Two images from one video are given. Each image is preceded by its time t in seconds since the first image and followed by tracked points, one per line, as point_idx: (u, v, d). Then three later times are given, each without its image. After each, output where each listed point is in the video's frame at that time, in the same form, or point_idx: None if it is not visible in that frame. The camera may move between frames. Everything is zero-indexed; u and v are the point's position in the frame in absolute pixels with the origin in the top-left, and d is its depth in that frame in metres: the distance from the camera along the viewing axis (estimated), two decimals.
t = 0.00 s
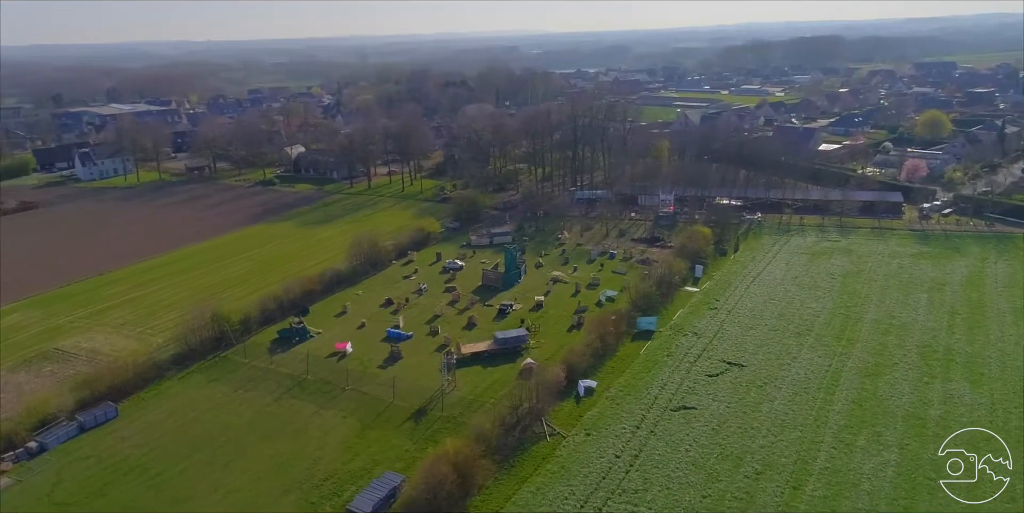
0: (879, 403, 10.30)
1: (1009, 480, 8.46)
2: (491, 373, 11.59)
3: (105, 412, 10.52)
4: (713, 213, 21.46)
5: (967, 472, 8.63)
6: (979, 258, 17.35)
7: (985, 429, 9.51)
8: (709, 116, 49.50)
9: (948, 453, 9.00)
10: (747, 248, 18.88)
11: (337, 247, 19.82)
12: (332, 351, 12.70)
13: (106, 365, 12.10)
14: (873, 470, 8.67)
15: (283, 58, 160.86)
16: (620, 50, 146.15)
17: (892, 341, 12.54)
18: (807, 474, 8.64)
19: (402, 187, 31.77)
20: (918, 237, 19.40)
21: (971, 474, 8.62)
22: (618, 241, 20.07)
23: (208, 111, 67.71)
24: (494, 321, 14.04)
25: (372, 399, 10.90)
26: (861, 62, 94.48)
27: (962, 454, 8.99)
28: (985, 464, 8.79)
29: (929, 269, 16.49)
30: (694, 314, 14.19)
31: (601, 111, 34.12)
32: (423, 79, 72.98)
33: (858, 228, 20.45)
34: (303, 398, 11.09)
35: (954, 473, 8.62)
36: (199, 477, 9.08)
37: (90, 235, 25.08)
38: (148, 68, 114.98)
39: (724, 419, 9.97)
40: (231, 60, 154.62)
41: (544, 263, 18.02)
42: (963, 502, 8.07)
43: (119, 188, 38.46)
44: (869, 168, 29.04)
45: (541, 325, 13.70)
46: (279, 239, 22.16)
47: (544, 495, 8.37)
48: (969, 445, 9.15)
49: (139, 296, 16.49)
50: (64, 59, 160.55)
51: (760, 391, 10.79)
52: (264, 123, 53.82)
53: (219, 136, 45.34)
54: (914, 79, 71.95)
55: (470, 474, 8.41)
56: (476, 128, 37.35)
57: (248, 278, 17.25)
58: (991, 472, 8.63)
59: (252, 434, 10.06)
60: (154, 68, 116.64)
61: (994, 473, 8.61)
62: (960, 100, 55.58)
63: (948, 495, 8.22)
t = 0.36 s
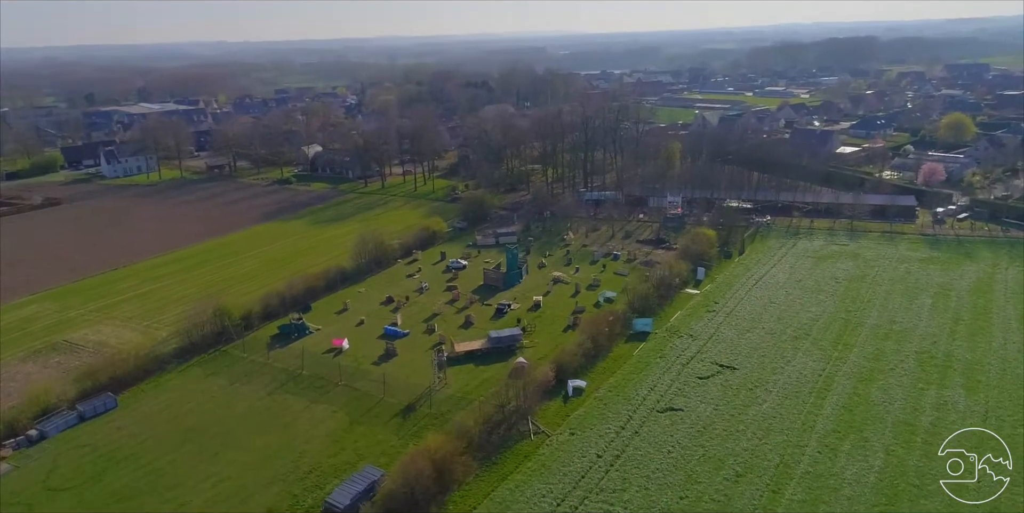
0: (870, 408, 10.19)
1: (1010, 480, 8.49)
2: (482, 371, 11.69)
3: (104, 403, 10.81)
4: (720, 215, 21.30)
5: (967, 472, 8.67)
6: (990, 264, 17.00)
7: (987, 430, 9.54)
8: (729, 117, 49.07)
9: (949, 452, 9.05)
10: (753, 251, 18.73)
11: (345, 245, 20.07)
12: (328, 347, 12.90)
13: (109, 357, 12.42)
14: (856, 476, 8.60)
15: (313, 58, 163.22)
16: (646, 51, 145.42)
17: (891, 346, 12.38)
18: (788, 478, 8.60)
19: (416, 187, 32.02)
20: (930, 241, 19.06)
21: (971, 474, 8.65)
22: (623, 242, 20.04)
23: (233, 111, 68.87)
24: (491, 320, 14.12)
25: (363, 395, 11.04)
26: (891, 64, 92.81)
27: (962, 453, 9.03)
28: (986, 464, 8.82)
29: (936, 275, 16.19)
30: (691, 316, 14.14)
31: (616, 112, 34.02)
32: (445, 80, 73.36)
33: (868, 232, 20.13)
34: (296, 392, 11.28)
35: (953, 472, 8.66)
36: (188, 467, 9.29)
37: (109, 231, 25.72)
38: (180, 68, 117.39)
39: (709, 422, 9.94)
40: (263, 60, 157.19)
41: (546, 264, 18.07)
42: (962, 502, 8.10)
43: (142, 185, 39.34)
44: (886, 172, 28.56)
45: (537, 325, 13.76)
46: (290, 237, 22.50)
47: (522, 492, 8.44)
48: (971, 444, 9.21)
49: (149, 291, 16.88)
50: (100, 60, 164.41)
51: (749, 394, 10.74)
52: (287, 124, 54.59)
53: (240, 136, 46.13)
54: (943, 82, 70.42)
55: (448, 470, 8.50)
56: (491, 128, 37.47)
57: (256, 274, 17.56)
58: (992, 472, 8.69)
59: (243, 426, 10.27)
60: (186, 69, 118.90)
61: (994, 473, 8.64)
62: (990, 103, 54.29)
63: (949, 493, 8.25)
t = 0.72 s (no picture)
0: (859, 414, 10.09)
1: (1009, 480, 8.53)
2: (473, 369, 11.79)
3: (104, 394, 11.19)
4: (727, 218, 21.14)
5: (968, 472, 8.71)
6: (1000, 270, 16.66)
7: (987, 431, 9.58)
8: (748, 119, 48.59)
9: (949, 452, 9.09)
10: (758, 254, 18.60)
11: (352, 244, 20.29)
12: (325, 344, 13.09)
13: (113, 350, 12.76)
14: (837, 481, 8.55)
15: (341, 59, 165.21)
16: (671, 52, 144.63)
17: (887, 351, 12.23)
18: (767, 481, 8.57)
19: (429, 187, 32.27)
20: (940, 246, 18.74)
21: (970, 473, 8.70)
22: (628, 243, 20.00)
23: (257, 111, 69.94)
24: (488, 320, 14.21)
25: (354, 391, 11.20)
26: (921, 66, 90.97)
27: (962, 453, 9.09)
28: (986, 464, 8.86)
29: (943, 280, 15.92)
30: (688, 318, 14.11)
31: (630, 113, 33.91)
32: (466, 81, 73.64)
33: (878, 236, 19.83)
34: (290, 387, 11.48)
35: (953, 472, 8.71)
36: (178, 458, 9.52)
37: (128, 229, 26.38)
38: (210, 69, 119.66)
39: (694, 423, 9.93)
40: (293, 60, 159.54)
41: (548, 264, 18.12)
42: (961, 502, 8.13)
43: (163, 183, 40.18)
44: (903, 176, 28.08)
45: (533, 325, 13.81)
46: (300, 235, 22.80)
47: (500, 490, 8.50)
48: (970, 445, 9.26)
49: (158, 286, 17.30)
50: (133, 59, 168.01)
51: (738, 397, 10.71)
52: (307, 124, 55.32)
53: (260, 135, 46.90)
54: (973, 85, 68.90)
55: (427, 466, 8.62)
56: (505, 128, 37.57)
57: (262, 271, 17.85)
58: (992, 472, 8.73)
59: (234, 420, 10.49)
60: (216, 69, 121.02)
61: (994, 473, 8.68)
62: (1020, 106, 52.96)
63: (950, 494, 8.29)
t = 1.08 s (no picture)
0: (846, 419, 10.02)
1: (1009, 479, 8.59)
2: (463, 366, 11.93)
3: (105, 386, 11.44)
4: (733, 221, 21.01)
5: (967, 472, 8.78)
6: (1009, 276, 16.36)
7: (986, 430, 9.65)
8: (767, 122, 48.12)
9: (948, 452, 9.14)
10: (762, 257, 18.49)
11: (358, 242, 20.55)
12: (322, 340, 13.32)
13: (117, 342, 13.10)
14: (816, 485, 8.51)
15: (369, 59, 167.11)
16: (698, 54, 143.50)
17: (882, 357, 12.10)
18: (745, 484, 8.57)
19: (441, 187, 32.52)
20: (950, 252, 18.46)
21: (970, 474, 8.75)
22: (632, 245, 19.98)
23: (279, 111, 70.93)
24: (484, 319, 14.33)
25: (346, 387, 11.39)
26: (951, 68, 89.13)
27: (962, 453, 9.14)
28: (985, 463, 8.92)
29: (947, 286, 15.68)
30: (684, 320, 14.09)
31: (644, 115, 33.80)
32: (486, 83, 73.87)
33: (886, 241, 19.58)
34: (284, 382, 11.71)
35: (953, 472, 8.77)
36: (170, 448, 9.79)
37: (145, 226, 27.00)
38: (239, 69, 121.80)
39: (678, 425, 9.94)
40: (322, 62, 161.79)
41: (550, 265, 18.20)
42: (963, 502, 8.18)
43: (183, 182, 41.01)
44: (919, 180, 27.64)
45: (527, 325, 13.90)
46: (309, 233, 23.13)
47: (478, 487, 8.60)
48: (972, 445, 9.31)
49: (168, 281, 17.72)
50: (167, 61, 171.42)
51: (725, 400, 10.68)
52: (327, 125, 56.00)
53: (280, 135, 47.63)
54: (1003, 88, 67.38)
55: (407, 461, 8.76)
56: (519, 129, 37.68)
57: (268, 268, 18.19)
58: (992, 472, 8.78)
59: (228, 413, 10.75)
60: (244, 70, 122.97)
61: (994, 473, 8.73)
62: None
63: (953, 494, 8.34)
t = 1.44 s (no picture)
0: (831, 424, 9.97)
1: (1010, 479, 8.62)
2: (454, 364, 12.06)
3: (105, 378, 11.79)
4: (739, 223, 20.86)
5: (967, 472, 8.79)
6: (1018, 283, 16.03)
7: (986, 430, 9.69)
8: (787, 124, 47.57)
9: (949, 452, 9.18)
10: (765, 260, 18.36)
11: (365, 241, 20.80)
12: (320, 337, 13.54)
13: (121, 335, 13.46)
14: (794, 489, 8.49)
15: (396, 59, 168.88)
16: (724, 55, 141.93)
17: (876, 362, 11.98)
18: (722, 486, 8.58)
19: (453, 188, 32.74)
20: (959, 257, 18.13)
21: (970, 473, 8.79)
22: (635, 247, 19.94)
23: (302, 112, 71.89)
24: (480, 319, 14.45)
25: (338, 382, 11.58)
26: (983, 70, 87.09)
27: (962, 453, 9.17)
28: (986, 463, 8.95)
29: (951, 292, 15.43)
30: (679, 323, 14.07)
31: (657, 117, 33.68)
32: (507, 84, 74.01)
33: (894, 245, 19.29)
34: (278, 378, 11.94)
35: (953, 472, 8.80)
36: (162, 440, 10.04)
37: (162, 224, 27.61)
38: (267, 69, 123.63)
39: (661, 426, 9.96)
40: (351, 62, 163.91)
41: (551, 265, 18.28)
42: (963, 502, 8.21)
43: (204, 180, 41.83)
44: (935, 185, 27.13)
45: (522, 325, 14.00)
46: (319, 231, 23.47)
47: (456, 483, 8.73)
48: (973, 446, 9.32)
49: (177, 276, 18.16)
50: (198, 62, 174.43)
51: (712, 402, 10.67)
52: (346, 126, 56.62)
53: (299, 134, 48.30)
54: None
55: (387, 457, 8.90)
56: (533, 130, 37.77)
57: (274, 265, 18.53)
58: (992, 472, 8.79)
59: (222, 406, 11.00)
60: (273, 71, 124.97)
61: (995, 473, 8.76)
62: None
63: (953, 495, 8.36)
